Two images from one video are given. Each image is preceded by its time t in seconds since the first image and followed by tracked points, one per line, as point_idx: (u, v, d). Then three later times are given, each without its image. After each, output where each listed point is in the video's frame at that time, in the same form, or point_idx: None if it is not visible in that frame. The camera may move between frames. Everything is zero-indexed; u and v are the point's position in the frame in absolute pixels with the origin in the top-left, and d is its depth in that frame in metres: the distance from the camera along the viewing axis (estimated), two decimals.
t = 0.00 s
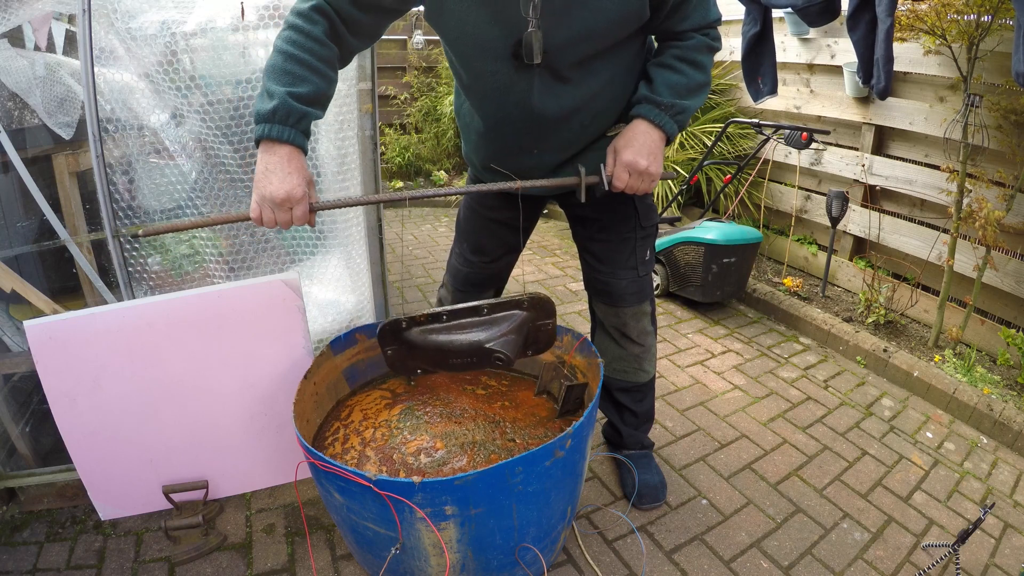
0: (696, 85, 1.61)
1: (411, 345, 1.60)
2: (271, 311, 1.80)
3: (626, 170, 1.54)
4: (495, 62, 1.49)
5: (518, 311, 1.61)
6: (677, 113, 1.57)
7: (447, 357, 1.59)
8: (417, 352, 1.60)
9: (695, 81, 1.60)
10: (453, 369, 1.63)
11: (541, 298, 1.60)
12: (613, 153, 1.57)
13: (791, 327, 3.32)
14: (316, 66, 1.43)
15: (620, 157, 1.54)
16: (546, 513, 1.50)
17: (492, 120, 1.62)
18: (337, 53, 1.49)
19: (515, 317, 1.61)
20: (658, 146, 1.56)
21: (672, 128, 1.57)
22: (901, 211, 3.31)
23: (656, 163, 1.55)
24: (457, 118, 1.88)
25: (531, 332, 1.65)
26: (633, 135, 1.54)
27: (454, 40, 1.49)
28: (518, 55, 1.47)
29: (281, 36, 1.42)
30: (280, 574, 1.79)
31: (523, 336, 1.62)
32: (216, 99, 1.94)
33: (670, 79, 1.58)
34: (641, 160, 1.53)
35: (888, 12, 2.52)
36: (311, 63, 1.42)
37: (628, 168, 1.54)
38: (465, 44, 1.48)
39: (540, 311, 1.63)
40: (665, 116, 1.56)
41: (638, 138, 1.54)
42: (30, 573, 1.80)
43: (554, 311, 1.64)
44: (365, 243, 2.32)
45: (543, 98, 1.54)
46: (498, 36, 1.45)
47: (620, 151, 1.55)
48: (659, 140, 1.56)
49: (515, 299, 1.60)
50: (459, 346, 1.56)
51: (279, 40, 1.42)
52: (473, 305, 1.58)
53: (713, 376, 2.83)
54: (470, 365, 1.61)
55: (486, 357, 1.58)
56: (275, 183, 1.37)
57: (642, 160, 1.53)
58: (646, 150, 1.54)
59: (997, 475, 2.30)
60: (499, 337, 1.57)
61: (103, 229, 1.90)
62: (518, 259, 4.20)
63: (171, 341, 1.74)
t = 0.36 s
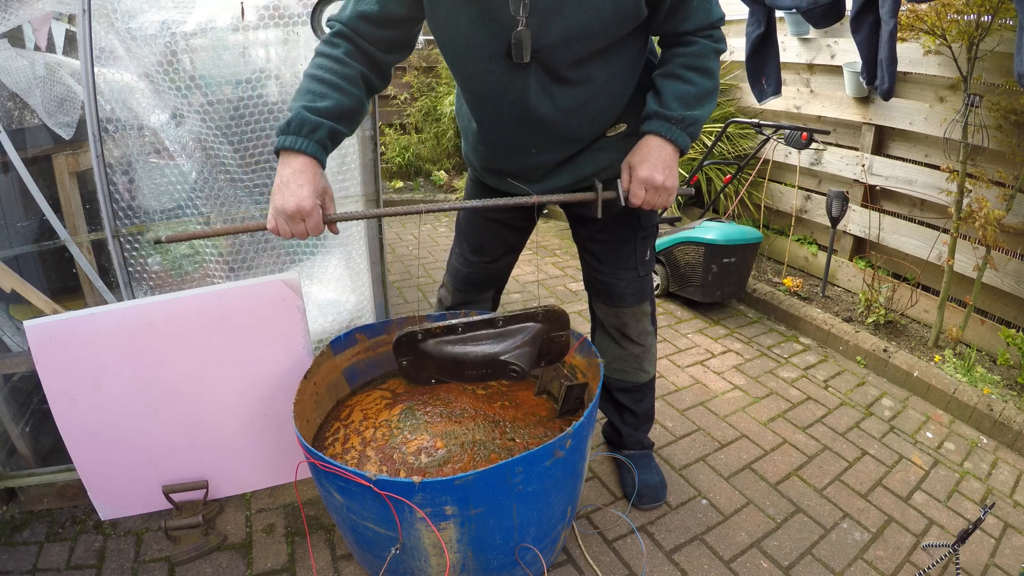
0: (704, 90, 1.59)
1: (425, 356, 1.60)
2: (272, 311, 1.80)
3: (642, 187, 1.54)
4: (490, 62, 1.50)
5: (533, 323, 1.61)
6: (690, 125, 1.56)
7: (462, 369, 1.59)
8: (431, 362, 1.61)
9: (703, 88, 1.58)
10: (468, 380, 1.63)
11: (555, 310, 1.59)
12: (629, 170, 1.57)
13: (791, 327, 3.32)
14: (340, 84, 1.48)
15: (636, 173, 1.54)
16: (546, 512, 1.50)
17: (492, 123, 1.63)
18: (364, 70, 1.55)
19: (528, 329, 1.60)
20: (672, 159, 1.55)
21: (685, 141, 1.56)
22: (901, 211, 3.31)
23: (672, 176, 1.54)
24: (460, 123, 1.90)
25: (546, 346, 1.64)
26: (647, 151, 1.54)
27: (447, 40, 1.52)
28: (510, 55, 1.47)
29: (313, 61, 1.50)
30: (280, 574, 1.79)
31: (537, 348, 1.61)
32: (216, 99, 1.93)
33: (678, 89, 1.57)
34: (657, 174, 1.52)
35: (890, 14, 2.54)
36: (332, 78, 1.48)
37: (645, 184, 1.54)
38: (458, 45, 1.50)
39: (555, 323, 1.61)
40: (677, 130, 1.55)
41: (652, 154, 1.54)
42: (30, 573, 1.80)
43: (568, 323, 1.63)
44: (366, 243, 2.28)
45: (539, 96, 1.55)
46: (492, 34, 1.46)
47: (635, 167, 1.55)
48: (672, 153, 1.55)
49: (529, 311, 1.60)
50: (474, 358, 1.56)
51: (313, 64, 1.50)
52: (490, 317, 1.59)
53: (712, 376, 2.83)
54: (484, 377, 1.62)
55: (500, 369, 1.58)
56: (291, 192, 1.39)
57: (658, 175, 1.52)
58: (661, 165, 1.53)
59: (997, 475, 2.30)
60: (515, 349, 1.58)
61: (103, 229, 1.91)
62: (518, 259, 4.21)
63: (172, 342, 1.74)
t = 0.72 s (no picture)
0: (717, 93, 1.57)
1: (430, 346, 1.62)
2: (271, 311, 1.80)
3: (650, 192, 1.53)
4: (485, 62, 1.50)
5: (539, 322, 1.60)
6: (703, 131, 1.56)
7: (465, 362, 1.60)
8: (435, 353, 1.62)
9: (715, 90, 1.57)
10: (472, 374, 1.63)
11: (563, 310, 1.58)
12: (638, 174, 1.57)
13: (791, 327, 3.32)
14: (347, 85, 1.49)
15: (646, 180, 1.53)
16: (546, 512, 1.50)
17: (489, 123, 1.63)
18: (370, 70, 1.55)
19: (534, 328, 1.59)
20: (684, 167, 1.55)
21: (699, 148, 1.56)
22: (901, 211, 3.31)
23: (682, 185, 1.54)
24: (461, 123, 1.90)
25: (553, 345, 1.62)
26: (661, 157, 1.54)
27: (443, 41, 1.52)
28: (505, 55, 1.47)
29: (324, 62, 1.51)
30: (280, 574, 1.79)
31: (543, 347, 1.59)
32: (216, 99, 1.93)
33: (689, 93, 1.57)
34: (666, 183, 1.52)
35: (891, 15, 2.54)
36: (340, 81, 1.49)
37: (653, 190, 1.53)
38: (452, 46, 1.51)
39: (562, 323, 1.61)
40: (692, 137, 1.55)
41: (664, 160, 1.53)
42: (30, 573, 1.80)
43: (576, 324, 1.62)
44: (366, 243, 2.28)
45: (535, 96, 1.54)
46: (488, 35, 1.46)
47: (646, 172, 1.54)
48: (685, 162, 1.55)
49: (536, 309, 1.59)
50: (476, 351, 1.56)
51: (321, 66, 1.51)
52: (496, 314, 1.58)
53: (712, 376, 2.83)
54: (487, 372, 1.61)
55: (502, 365, 1.56)
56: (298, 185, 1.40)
57: (668, 183, 1.52)
58: (673, 173, 1.53)
59: (997, 475, 2.30)
60: (520, 345, 1.55)
61: (103, 228, 1.91)
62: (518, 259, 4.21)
63: (171, 341, 1.74)
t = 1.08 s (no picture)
0: (730, 88, 1.55)
1: (437, 341, 1.71)
2: (271, 311, 1.80)
3: (668, 197, 1.53)
4: (481, 56, 1.50)
5: (547, 320, 1.67)
6: (721, 128, 1.53)
7: (472, 358, 1.70)
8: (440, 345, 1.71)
9: (728, 85, 1.54)
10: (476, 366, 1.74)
11: (571, 310, 1.65)
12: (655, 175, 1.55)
13: (791, 327, 3.32)
14: (350, 78, 1.49)
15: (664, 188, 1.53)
16: (546, 512, 1.50)
17: (486, 120, 1.64)
18: (370, 64, 1.55)
19: (543, 326, 1.66)
20: (701, 168, 1.54)
21: (716, 146, 1.54)
22: (901, 211, 3.31)
23: (699, 188, 1.55)
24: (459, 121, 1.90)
25: (557, 342, 1.71)
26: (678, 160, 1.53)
27: (441, 37, 1.53)
28: (501, 49, 1.48)
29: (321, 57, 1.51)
30: (280, 574, 1.79)
31: (549, 344, 1.68)
32: (216, 99, 1.93)
33: (702, 90, 1.55)
34: (684, 188, 1.53)
35: (890, 15, 2.53)
36: (342, 75, 1.48)
37: (671, 195, 1.53)
38: (449, 42, 1.52)
39: (570, 322, 1.67)
40: (709, 135, 1.53)
41: (682, 164, 1.52)
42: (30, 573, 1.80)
43: (584, 322, 1.68)
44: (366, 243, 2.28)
45: (531, 90, 1.54)
46: (485, 31, 1.47)
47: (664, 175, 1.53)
48: (704, 163, 1.54)
49: (545, 309, 1.66)
50: (487, 351, 1.66)
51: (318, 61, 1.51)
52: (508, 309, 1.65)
53: (713, 376, 2.83)
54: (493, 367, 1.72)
55: (511, 363, 1.68)
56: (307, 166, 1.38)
57: (686, 189, 1.53)
58: (691, 178, 1.53)
59: (997, 475, 2.30)
60: (529, 343, 1.66)
61: (103, 228, 1.91)
62: (518, 259, 4.21)
63: (171, 341, 1.74)
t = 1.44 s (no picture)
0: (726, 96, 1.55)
1: (453, 347, 1.57)
2: (271, 310, 1.80)
3: (673, 196, 1.48)
4: (479, 50, 1.51)
5: (568, 325, 1.55)
6: (712, 137, 1.53)
7: (489, 365, 1.55)
8: (457, 355, 1.57)
9: (723, 93, 1.55)
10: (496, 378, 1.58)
11: (592, 314, 1.53)
12: (654, 176, 1.50)
13: (792, 327, 3.32)
14: (350, 76, 1.49)
15: (670, 186, 1.47)
16: (546, 513, 1.50)
17: (484, 117, 1.64)
18: (367, 62, 1.56)
19: (564, 331, 1.54)
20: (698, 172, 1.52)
21: (709, 153, 1.53)
22: (901, 211, 3.31)
23: (702, 189, 1.51)
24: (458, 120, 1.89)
25: (583, 352, 1.58)
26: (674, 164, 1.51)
27: (441, 33, 1.54)
28: (498, 44, 1.48)
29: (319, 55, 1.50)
30: (280, 574, 1.79)
31: (571, 352, 1.54)
32: (216, 99, 1.93)
33: (696, 99, 1.55)
34: (690, 186, 1.48)
35: (888, 13, 2.53)
36: (343, 72, 1.48)
37: (676, 194, 1.48)
38: (448, 38, 1.53)
39: (591, 328, 1.55)
40: (700, 143, 1.52)
41: (682, 164, 1.50)
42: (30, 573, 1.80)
43: (605, 329, 1.57)
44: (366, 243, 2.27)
45: (529, 86, 1.54)
46: (485, 26, 1.48)
47: (667, 175, 1.49)
48: (701, 167, 1.53)
49: (566, 312, 1.53)
50: (502, 355, 1.51)
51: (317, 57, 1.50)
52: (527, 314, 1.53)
53: (712, 376, 2.83)
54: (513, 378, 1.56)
55: (529, 370, 1.51)
56: (319, 178, 1.36)
57: (692, 187, 1.48)
58: (693, 178, 1.49)
59: (997, 475, 2.30)
60: (551, 349, 1.51)
61: (103, 229, 1.91)
62: (518, 259, 4.21)
63: (171, 341, 1.74)
